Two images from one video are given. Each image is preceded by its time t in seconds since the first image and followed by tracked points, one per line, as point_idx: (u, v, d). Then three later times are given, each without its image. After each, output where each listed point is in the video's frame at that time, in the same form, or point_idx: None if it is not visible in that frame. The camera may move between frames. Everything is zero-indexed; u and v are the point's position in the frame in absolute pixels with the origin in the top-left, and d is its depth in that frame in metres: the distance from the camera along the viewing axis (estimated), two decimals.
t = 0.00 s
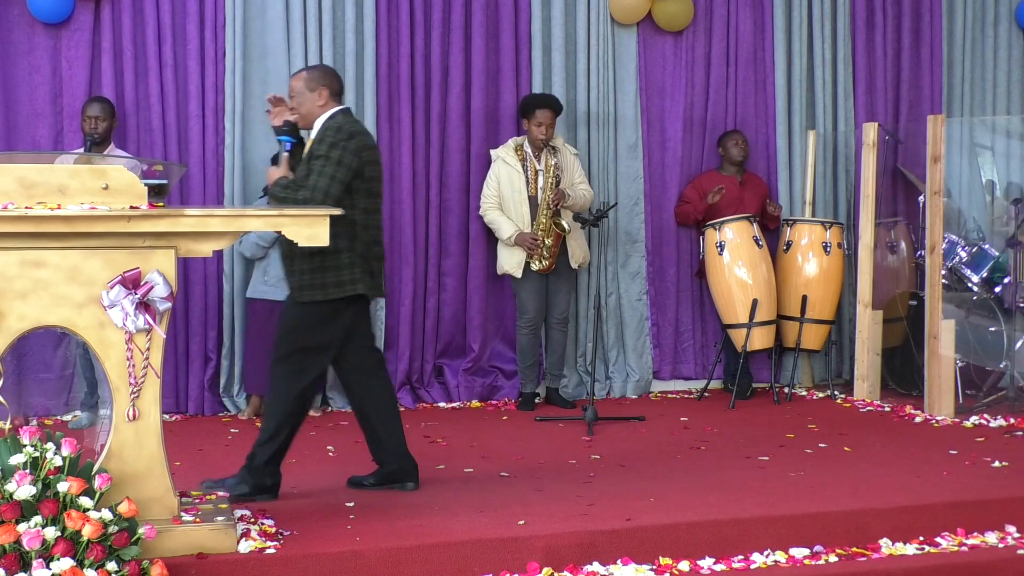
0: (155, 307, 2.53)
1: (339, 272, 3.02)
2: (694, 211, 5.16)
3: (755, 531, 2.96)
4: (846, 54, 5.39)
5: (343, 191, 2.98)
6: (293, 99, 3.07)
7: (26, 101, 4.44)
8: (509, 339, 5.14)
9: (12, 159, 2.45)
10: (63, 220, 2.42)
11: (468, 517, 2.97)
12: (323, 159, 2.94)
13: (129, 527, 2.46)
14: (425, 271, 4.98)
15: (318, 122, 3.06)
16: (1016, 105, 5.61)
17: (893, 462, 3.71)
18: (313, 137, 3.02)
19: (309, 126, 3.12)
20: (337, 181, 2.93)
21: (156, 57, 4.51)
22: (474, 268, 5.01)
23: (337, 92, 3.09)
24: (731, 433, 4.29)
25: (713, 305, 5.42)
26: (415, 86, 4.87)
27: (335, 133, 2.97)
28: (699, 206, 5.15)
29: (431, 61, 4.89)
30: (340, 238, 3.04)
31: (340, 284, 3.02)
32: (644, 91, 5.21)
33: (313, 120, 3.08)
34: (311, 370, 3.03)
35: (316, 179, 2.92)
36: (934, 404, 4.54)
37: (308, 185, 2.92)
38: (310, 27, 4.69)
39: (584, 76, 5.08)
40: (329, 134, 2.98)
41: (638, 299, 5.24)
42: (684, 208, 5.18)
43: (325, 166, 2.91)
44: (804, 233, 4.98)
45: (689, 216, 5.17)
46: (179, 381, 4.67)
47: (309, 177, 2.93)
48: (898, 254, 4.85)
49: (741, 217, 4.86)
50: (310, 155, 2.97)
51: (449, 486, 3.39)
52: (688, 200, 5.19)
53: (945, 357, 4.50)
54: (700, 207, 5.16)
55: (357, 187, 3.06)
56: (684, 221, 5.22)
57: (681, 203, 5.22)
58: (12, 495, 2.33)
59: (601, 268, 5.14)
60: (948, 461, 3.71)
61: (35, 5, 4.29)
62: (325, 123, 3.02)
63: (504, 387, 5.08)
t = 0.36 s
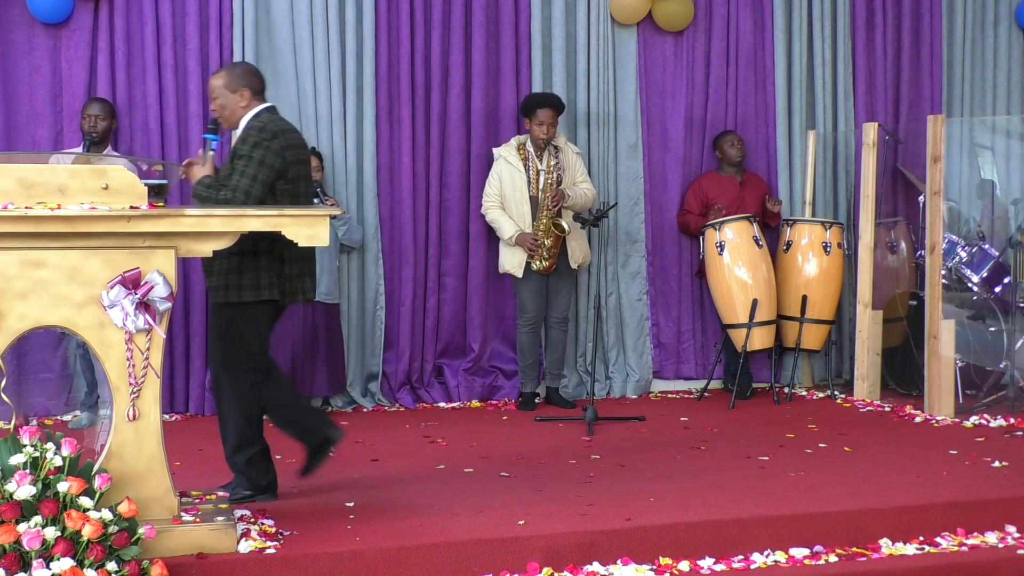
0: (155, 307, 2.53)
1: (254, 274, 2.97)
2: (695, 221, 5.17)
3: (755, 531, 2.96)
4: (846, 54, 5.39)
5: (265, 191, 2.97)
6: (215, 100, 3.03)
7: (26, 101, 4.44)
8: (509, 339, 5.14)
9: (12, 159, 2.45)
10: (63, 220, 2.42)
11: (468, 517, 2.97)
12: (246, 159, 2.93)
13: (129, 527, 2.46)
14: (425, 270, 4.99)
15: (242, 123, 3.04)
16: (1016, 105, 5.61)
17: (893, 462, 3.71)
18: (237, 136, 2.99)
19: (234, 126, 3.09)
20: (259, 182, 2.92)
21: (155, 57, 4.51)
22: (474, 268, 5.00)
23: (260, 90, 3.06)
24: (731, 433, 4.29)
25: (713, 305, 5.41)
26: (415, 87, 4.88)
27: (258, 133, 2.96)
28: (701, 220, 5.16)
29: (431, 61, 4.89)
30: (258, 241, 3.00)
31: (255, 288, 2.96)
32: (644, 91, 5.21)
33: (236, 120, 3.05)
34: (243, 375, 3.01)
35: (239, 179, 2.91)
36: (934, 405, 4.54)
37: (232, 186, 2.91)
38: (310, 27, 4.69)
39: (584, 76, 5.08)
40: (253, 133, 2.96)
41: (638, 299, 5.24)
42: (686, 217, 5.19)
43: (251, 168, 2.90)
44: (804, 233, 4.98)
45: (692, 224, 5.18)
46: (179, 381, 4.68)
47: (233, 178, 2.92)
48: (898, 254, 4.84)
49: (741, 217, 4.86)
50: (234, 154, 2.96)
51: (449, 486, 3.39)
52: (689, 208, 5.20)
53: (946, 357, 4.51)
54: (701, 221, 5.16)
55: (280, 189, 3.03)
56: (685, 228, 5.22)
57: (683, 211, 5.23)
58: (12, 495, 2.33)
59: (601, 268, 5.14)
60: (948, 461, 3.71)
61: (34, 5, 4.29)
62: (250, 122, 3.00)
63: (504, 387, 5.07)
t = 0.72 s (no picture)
0: (155, 307, 2.53)
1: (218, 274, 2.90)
2: (694, 214, 5.18)
3: (756, 531, 2.96)
4: (846, 54, 5.39)
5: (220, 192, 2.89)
6: (150, 103, 2.94)
7: (26, 102, 4.44)
8: (509, 339, 5.14)
9: (12, 159, 2.45)
10: (63, 220, 2.42)
11: (468, 517, 2.97)
12: (197, 160, 2.83)
13: (129, 527, 2.46)
14: (425, 270, 4.99)
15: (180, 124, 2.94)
16: (1016, 105, 5.61)
17: (893, 462, 3.71)
18: (179, 139, 2.90)
19: (171, 129, 3.00)
20: (214, 182, 2.85)
21: (156, 57, 4.51)
22: (474, 268, 5.00)
23: (194, 90, 2.99)
24: (731, 433, 4.29)
25: (713, 305, 5.41)
26: (415, 87, 4.88)
27: (206, 132, 2.87)
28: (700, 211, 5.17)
29: (431, 61, 4.89)
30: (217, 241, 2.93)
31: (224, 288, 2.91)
32: (644, 91, 5.21)
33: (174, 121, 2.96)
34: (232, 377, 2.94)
35: (192, 180, 2.81)
36: (934, 405, 4.55)
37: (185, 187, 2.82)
38: (310, 27, 4.69)
39: (584, 76, 5.08)
40: (200, 134, 2.87)
41: (638, 299, 5.24)
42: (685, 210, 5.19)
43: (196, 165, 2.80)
44: (804, 233, 4.98)
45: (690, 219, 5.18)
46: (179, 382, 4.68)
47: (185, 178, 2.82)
48: (898, 254, 4.85)
49: (741, 217, 4.86)
50: (181, 155, 2.85)
51: (449, 486, 3.39)
52: (689, 202, 5.21)
53: (946, 357, 4.52)
54: (701, 212, 5.17)
55: (232, 188, 2.98)
56: (683, 222, 5.22)
57: (682, 206, 5.24)
58: (12, 495, 2.33)
59: (601, 268, 5.14)
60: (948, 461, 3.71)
61: (34, 5, 4.29)
62: (191, 123, 2.92)
63: (504, 387, 5.07)
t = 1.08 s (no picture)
0: (155, 307, 2.52)
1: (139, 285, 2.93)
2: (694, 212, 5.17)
3: (755, 531, 2.96)
4: (846, 54, 5.39)
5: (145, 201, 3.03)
6: (73, 103, 3.07)
7: (26, 101, 4.44)
8: (509, 339, 5.14)
9: (13, 159, 2.45)
10: (63, 220, 2.42)
11: (468, 517, 2.97)
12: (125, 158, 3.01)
13: (129, 527, 2.46)
14: (425, 270, 4.99)
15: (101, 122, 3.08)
16: (1016, 105, 5.60)
17: (893, 462, 3.71)
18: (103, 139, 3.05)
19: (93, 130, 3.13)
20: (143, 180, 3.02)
21: (156, 57, 4.51)
22: (474, 267, 5.00)
23: (116, 92, 3.14)
24: (731, 433, 4.29)
25: (713, 304, 5.41)
26: (415, 87, 4.88)
27: (133, 131, 3.05)
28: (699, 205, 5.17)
29: (431, 61, 4.90)
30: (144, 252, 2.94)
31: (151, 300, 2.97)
32: (644, 91, 5.21)
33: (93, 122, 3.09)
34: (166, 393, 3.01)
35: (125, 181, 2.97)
36: (934, 405, 4.55)
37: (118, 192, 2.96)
38: (310, 26, 4.69)
39: (584, 76, 5.08)
40: (126, 133, 3.04)
41: (638, 299, 5.24)
42: (684, 207, 5.18)
43: (121, 154, 2.90)
44: (804, 233, 4.98)
45: (690, 215, 5.18)
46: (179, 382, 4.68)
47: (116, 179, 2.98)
48: (898, 254, 4.84)
49: (742, 217, 4.86)
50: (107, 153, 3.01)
51: (449, 486, 3.39)
52: (688, 199, 5.19)
53: (945, 357, 4.51)
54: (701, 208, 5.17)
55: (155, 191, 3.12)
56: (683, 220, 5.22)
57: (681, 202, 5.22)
58: (12, 495, 2.33)
59: (601, 268, 5.14)
60: (948, 461, 3.71)
61: (34, 5, 4.29)
62: (114, 122, 3.07)
63: (504, 387, 5.07)
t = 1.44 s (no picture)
0: (155, 307, 2.52)
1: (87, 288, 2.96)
2: (695, 221, 5.17)
3: (755, 531, 2.96)
4: (846, 54, 5.39)
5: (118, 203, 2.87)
6: (23, 89, 2.86)
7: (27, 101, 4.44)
8: (509, 339, 5.14)
9: (12, 159, 2.45)
10: (63, 220, 2.43)
11: (468, 517, 2.97)
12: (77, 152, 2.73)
13: (129, 527, 2.46)
14: (425, 270, 4.99)
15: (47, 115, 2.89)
16: (1016, 105, 5.60)
17: (893, 462, 3.71)
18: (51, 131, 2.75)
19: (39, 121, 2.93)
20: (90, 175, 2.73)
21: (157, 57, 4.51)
22: (474, 267, 5.01)
23: (67, 83, 2.95)
24: (731, 433, 4.29)
25: (713, 304, 5.41)
26: (415, 87, 4.88)
27: (84, 122, 2.76)
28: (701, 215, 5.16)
29: (431, 61, 4.90)
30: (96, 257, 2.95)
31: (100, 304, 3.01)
32: (644, 91, 5.21)
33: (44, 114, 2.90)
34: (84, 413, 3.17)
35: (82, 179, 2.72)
36: (934, 404, 4.55)
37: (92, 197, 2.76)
38: (310, 26, 4.69)
39: (584, 77, 5.08)
40: (76, 123, 2.75)
41: (639, 299, 5.24)
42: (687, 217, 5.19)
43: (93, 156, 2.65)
44: (804, 233, 4.98)
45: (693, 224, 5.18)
46: (179, 382, 4.67)
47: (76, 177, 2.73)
48: (897, 255, 4.84)
49: (741, 217, 4.85)
50: (56, 145, 2.72)
51: (449, 486, 3.39)
52: (689, 207, 5.20)
53: (945, 356, 4.51)
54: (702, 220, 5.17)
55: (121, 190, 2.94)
56: (685, 228, 5.23)
57: (683, 212, 5.23)
58: (12, 495, 2.34)
59: (601, 268, 5.13)
60: (948, 461, 3.71)
61: (35, 5, 4.29)
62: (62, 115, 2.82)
63: (504, 387, 5.07)
